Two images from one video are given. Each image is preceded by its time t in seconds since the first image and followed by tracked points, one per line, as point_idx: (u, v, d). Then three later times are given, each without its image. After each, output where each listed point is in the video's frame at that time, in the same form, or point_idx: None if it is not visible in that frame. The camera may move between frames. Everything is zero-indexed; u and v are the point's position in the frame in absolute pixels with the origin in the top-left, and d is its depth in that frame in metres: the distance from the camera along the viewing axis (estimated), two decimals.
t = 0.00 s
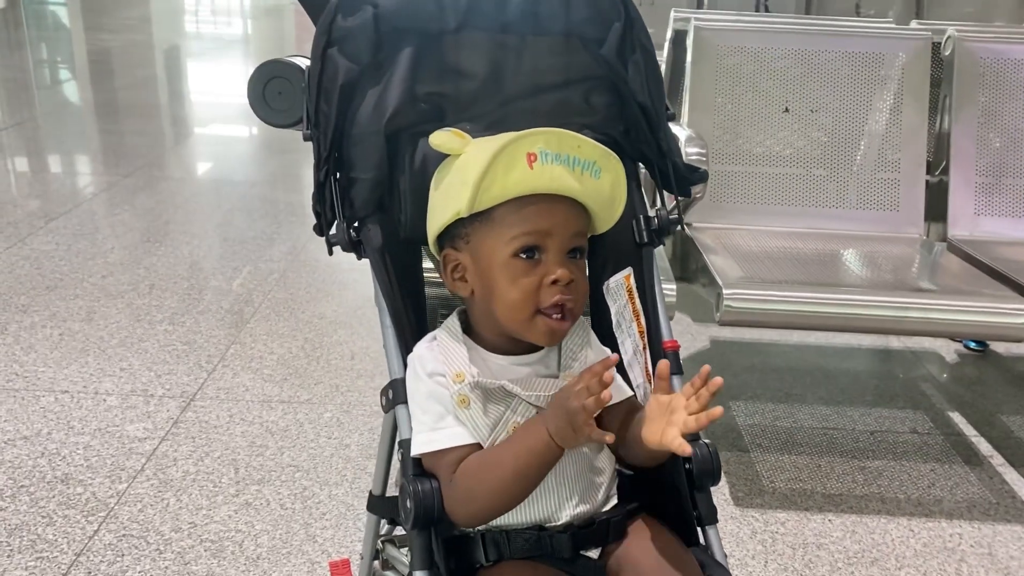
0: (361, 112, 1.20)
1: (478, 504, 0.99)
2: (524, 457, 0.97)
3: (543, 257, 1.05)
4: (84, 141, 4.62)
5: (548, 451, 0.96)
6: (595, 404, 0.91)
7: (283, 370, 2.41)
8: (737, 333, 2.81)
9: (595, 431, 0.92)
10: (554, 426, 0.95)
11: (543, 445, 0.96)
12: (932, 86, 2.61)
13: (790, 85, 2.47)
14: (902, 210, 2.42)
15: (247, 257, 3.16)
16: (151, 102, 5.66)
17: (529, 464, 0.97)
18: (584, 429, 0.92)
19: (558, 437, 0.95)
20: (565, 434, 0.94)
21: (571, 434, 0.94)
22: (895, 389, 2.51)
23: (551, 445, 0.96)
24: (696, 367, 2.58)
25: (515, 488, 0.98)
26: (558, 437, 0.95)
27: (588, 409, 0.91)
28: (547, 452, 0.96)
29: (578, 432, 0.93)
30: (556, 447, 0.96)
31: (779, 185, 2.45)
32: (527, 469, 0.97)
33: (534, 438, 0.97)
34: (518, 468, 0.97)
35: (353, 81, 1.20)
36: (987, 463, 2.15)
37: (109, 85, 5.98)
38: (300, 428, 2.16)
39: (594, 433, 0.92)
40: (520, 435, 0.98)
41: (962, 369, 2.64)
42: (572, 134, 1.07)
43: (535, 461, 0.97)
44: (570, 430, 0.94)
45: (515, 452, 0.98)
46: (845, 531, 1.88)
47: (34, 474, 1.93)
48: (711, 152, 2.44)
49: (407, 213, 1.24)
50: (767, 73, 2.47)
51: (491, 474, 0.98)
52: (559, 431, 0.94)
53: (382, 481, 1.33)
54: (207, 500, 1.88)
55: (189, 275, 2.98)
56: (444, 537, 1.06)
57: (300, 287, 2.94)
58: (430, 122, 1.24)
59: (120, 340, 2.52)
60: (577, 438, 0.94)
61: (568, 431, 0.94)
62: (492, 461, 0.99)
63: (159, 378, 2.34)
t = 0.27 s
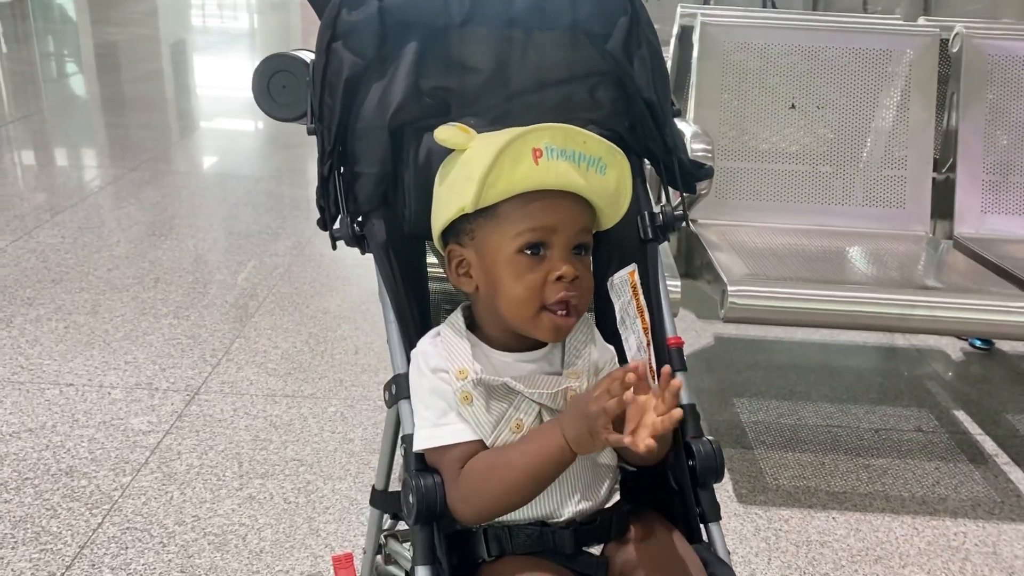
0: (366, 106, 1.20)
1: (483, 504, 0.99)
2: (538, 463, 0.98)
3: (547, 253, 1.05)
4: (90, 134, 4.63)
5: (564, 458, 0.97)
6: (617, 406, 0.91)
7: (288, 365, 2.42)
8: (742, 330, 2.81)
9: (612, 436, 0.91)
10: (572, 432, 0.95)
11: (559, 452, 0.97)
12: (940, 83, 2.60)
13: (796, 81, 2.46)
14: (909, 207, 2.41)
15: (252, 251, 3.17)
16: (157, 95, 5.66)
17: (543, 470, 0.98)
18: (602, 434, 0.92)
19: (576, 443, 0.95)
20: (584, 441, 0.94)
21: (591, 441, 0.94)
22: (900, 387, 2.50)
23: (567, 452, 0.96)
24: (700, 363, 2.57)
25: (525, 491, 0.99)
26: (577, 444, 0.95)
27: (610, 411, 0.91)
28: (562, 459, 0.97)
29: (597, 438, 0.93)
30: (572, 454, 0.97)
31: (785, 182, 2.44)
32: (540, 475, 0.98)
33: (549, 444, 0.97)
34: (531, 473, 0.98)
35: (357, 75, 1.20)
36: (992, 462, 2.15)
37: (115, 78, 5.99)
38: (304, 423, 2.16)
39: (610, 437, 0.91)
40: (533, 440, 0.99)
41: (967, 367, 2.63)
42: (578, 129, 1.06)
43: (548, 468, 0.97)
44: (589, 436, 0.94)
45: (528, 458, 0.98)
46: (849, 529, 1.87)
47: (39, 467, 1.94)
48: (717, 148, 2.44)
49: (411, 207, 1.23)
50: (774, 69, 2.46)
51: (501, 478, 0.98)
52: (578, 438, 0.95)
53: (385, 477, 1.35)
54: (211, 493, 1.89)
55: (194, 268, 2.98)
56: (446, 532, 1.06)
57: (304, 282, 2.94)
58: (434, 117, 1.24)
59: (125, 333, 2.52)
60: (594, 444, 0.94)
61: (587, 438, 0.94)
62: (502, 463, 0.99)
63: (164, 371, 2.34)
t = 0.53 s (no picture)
0: (376, 97, 1.19)
1: (496, 501, 0.99)
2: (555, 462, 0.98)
3: (557, 247, 1.04)
4: (94, 127, 4.62)
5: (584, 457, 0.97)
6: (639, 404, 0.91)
7: (293, 358, 2.41)
8: (749, 325, 2.79)
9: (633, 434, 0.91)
10: (594, 431, 0.95)
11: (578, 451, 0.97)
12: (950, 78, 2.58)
13: (805, 75, 2.44)
14: (918, 202, 2.40)
15: (257, 244, 3.16)
16: (161, 88, 5.65)
17: (560, 469, 0.98)
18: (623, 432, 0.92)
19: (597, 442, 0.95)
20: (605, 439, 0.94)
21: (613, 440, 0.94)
22: (908, 383, 2.49)
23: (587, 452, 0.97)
24: (706, 359, 2.56)
25: (539, 489, 0.99)
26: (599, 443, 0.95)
27: (634, 409, 0.91)
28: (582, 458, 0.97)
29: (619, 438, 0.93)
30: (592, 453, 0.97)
31: (794, 177, 2.43)
32: (557, 474, 0.98)
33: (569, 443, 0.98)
34: (548, 472, 0.98)
35: (366, 66, 1.18)
36: (1001, 459, 2.14)
37: (120, 71, 5.98)
38: (310, 416, 2.16)
39: (633, 436, 0.91)
40: (552, 439, 0.99)
41: (975, 363, 2.62)
42: (586, 121, 1.06)
43: (567, 467, 0.98)
44: (610, 434, 0.94)
45: (546, 456, 0.98)
46: (857, 526, 1.87)
47: (44, 459, 1.94)
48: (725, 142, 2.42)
49: (421, 200, 1.22)
50: (783, 63, 2.44)
51: (517, 476, 0.99)
52: (600, 436, 0.95)
53: (393, 472, 1.33)
54: (216, 487, 1.88)
55: (199, 262, 2.98)
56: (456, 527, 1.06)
57: (310, 275, 2.94)
58: (444, 109, 1.23)
59: (130, 326, 2.52)
60: (614, 443, 0.94)
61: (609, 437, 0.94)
62: (517, 461, 0.99)
63: (169, 364, 2.34)
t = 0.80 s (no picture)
0: (369, 82, 1.18)
1: (487, 490, 0.99)
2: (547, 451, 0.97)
3: (545, 235, 1.03)
4: (95, 118, 4.61)
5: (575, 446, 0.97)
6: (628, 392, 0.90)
7: (291, 349, 2.41)
8: (748, 318, 2.79)
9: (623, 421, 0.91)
10: (586, 421, 0.95)
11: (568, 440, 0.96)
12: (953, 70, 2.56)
13: (806, 66, 2.43)
14: (919, 194, 2.38)
15: (256, 235, 3.15)
16: (163, 79, 5.64)
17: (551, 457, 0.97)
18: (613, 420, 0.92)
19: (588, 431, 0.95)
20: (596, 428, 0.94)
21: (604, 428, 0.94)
22: (908, 377, 2.48)
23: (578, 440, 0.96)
24: (705, 351, 2.55)
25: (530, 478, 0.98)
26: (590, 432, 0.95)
27: (625, 397, 0.90)
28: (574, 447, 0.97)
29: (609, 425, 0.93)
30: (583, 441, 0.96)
31: (794, 168, 2.42)
32: (548, 463, 0.97)
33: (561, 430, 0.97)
34: (539, 461, 0.97)
35: (359, 52, 1.17)
36: (1000, 452, 2.13)
37: (121, 62, 5.97)
38: (307, 407, 2.15)
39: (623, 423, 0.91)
40: (544, 427, 0.98)
41: (976, 357, 2.61)
42: (576, 106, 1.04)
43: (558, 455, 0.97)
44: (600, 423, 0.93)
45: (538, 445, 0.98)
46: (854, 519, 1.86)
47: (41, 449, 1.93)
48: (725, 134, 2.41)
49: (414, 187, 1.21)
50: (784, 54, 2.43)
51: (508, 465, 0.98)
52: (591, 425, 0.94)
53: (385, 460, 1.31)
54: (212, 477, 1.88)
55: (197, 253, 2.97)
56: (447, 515, 1.05)
57: (308, 266, 2.93)
58: (438, 97, 1.22)
59: (128, 317, 2.51)
60: (606, 432, 0.93)
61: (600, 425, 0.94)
62: (508, 449, 0.99)
63: (167, 355, 2.33)
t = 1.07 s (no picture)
0: (363, 68, 1.17)
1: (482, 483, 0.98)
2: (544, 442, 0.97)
3: (505, 229, 1.04)
4: (94, 108, 4.60)
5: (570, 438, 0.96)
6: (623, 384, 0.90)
7: (288, 340, 2.40)
8: (747, 310, 2.78)
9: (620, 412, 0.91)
10: (581, 413, 0.94)
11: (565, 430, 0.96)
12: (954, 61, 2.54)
13: (807, 57, 2.41)
14: (919, 186, 2.37)
15: (254, 226, 3.14)
16: (162, 70, 5.62)
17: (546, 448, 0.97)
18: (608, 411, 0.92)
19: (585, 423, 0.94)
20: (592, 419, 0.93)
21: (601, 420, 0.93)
22: (907, 369, 2.47)
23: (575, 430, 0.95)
24: (703, 343, 2.54)
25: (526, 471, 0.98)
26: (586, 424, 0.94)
27: (618, 387, 0.90)
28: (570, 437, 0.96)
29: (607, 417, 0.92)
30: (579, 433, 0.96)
31: (794, 160, 2.40)
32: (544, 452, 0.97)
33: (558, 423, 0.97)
34: (532, 453, 0.97)
35: (353, 38, 1.16)
36: (999, 445, 2.12)
37: (120, 53, 5.95)
38: (303, 397, 2.15)
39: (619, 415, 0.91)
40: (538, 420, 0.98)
41: (975, 350, 2.60)
42: (530, 94, 1.03)
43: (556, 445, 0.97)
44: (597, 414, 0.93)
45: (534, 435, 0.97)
46: (851, 511, 1.85)
47: (36, 438, 1.93)
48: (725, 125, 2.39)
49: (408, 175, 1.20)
50: (784, 44, 2.41)
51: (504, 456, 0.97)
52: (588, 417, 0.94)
53: (379, 449, 1.30)
54: (208, 467, 1.88)
55: (195, 243, 2.96)
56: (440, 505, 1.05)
57: (306, 257, 2.92)
58: (434, 83, 1.21)
59: (125, 307, 2.51)
60: (601, 424, 0.93)
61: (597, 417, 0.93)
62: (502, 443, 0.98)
63: (164, 345, 2.33)
